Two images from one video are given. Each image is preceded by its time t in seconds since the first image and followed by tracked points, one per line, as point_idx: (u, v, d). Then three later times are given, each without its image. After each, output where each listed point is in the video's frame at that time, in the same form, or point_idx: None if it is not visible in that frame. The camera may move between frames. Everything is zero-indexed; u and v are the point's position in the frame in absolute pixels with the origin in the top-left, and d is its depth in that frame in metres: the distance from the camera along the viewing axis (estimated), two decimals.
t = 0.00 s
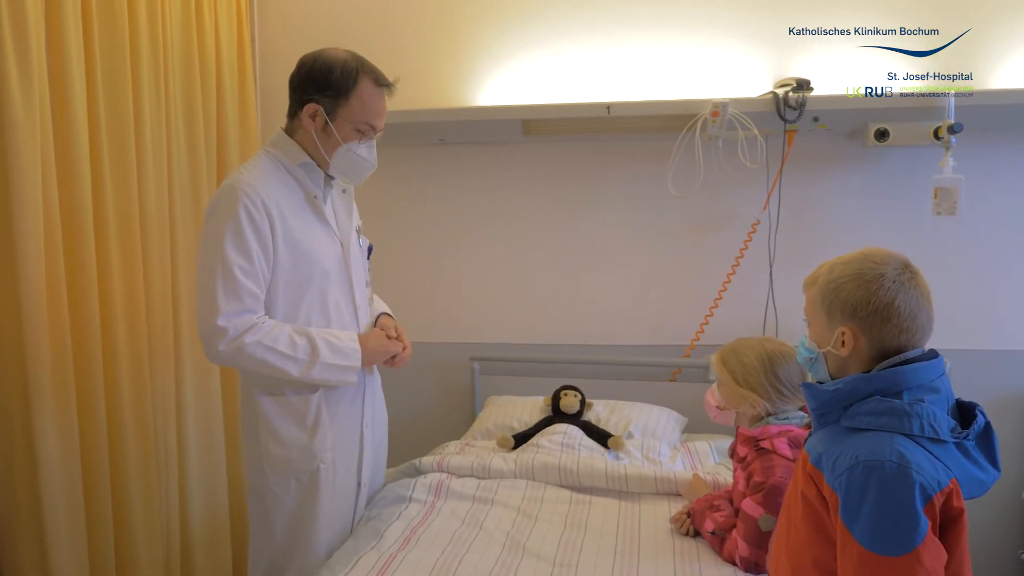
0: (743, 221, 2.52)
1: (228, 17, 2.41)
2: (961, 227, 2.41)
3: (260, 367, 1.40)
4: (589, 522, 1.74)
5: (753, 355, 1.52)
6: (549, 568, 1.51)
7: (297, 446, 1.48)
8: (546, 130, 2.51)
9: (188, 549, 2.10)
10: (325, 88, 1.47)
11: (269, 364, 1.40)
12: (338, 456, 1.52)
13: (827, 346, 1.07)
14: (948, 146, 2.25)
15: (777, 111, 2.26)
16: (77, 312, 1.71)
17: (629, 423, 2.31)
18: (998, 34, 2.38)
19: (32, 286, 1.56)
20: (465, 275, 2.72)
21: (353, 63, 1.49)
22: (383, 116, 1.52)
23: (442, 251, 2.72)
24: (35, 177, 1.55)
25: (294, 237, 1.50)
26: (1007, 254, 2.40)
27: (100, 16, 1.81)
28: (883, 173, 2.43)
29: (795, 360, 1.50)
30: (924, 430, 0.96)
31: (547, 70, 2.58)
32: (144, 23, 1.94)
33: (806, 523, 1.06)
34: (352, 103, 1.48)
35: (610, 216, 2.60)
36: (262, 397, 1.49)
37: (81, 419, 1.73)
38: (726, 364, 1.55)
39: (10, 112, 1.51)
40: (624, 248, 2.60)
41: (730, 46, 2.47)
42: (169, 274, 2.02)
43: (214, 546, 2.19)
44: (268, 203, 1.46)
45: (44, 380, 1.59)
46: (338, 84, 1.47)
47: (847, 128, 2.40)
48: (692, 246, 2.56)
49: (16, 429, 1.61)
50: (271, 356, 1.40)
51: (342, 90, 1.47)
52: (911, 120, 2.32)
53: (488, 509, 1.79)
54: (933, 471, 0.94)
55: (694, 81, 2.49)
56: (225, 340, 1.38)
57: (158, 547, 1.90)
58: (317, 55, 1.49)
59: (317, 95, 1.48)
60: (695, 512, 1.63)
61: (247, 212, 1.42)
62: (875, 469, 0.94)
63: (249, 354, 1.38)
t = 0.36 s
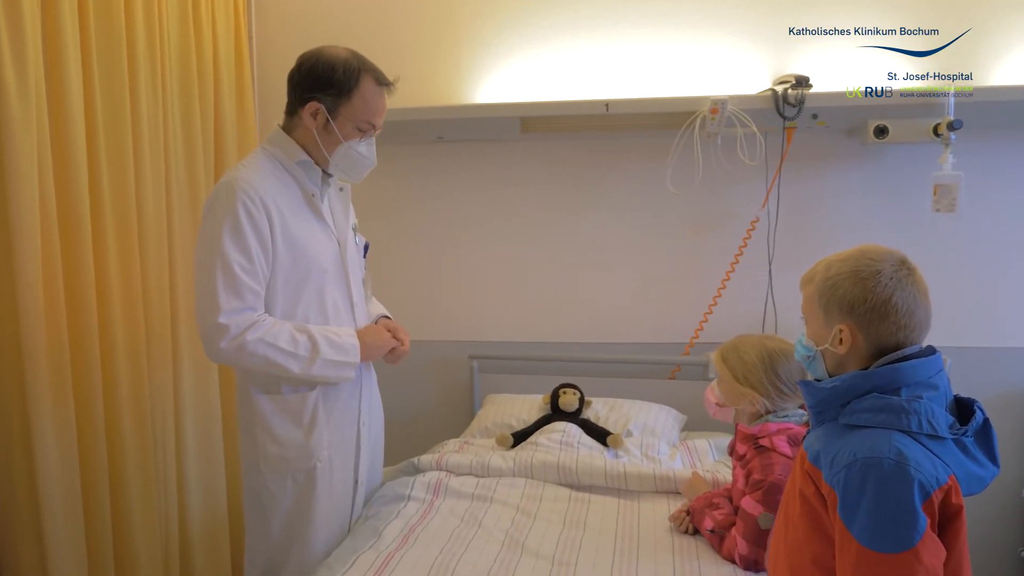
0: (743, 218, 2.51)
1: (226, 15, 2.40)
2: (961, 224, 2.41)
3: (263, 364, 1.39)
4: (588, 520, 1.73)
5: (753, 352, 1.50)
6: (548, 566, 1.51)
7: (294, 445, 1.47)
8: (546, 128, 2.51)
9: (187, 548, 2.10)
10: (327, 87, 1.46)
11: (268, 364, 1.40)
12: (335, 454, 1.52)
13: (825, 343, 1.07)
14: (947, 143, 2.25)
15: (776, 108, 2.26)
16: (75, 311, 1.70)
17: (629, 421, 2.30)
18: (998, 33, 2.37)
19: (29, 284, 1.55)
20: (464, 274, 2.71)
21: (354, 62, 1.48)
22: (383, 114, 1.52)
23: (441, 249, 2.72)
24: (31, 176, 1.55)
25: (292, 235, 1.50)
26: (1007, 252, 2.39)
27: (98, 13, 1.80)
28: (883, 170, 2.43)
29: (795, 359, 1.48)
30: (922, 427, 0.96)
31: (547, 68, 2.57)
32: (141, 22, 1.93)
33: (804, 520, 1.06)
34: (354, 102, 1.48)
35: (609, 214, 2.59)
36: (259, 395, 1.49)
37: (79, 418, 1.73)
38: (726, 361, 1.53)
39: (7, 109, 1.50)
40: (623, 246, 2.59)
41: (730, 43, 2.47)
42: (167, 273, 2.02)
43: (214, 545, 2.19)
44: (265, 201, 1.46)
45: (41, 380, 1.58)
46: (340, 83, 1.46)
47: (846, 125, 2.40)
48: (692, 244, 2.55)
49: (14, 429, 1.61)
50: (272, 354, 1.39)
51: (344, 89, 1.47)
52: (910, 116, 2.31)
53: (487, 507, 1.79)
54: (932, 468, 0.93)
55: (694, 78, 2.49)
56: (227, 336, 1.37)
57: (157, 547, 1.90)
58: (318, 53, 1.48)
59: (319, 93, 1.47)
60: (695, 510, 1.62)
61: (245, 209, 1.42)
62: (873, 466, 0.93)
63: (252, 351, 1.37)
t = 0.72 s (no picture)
0: (743, 216, 2.51)
1: (226, 11, 2.40)
2: (963, 221, 2.40)
3: (265, 360, 1.39)
4: (588, 517, 1.73)
5: (759, 348, 1.50)
6: (547, 564, 1.50)
7: (293, 442, 1.47)
8: (546, 125, 2.50)
9: (188, 546, 2.10)
10: (322, 80, 1.46)
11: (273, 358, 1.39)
12: (336, 451, 1.52)
13: (825, 340, 1.06)
14: (948, 140, 2.25)
15: (777, 105, 2.26)
16: (75, 308, 1.70)
17: (629, 419, 2.30)
18: (999, 30, 2.36)
19: (28, 280, 1.55)
20: (464, 272, 2.71)
21: (350, 57, 1.48)
22: (381, 110, 1.52)
23: (441, 247, 2.71)
24: (30, 173, 1.55)
25: (293, 231, 1.49)
26: (1008, 248, 2.39)
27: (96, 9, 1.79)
28: (884, 167, 2.42)
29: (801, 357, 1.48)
30: (923, 424, 0.95)
31: (547, 65, 2.56)
32: (140, 19, 1.93)
33: (805, 517, 1.06)
34: (349, 95, 1.47)
35: (610, 211, 2.59)
36: (259, 391, 1.48)
37: (79, 414, 1.73)
38: (731, 356, 1.52)
39: (5, 105, 1.50)
40: (623, 244, 2.59)
41: (730, 40, 2.46)
42: (166, 270, 2.02)
43: (214, 543, 2.19)
44: (265, 197, 1.45)
45: (41, 377, 1.58)
46: (335, 76, 1.46)
47: (847, 122, 2.39)
48: (692, 241, 2.55)
49: (14, 426, 1.61)
50: (276, 349, 1.38)
51: (339, 82, 1.46)
52: (911, 113, 2.30)
53: (487, 504, 1.78)
54: (933, 465, 0.93)
55: (694, 75, 2.48)
56: (230, 332, 1.36)
57: (157, 544, 1.90)
58: (315, 48, 1.49)
59: (313, 87, 1.47)
60: (695, 508, 1.62)
61: (245, 205, 1.41)
62: (874, 464, 0.93)
63: (254, 347, 1.37)
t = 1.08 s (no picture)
0: (742, 214, 2.51)
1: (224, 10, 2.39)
2: (961, 220, 2.40)
3: (257, 359, 1.38)
4: (586, 515, 1.73)
5: (757, 347, 1.50)
6: (545, 562, 1.51)
7: (290, 440, 1.47)
8: (545, 123, 2.50)
9: (186, 545, 2.10)
10: (313, 77, 1.46)
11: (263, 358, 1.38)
12: (332, 450, 1.52)
13: (823, 339, 1.06)
14: (947, 138, 2.23)
15: (775, 102, 2.26)
16: (73, 307, 1.70)
17: (627, 417, 2.30)
18: (999, 29, 2.36)
19: (26, 279, 1.55)
20: (462, 270, 2.71)
21: (343, 53, 1.48)
22: (374, 107, 1.51)
23: (440, 245, 2.71)
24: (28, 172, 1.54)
25: (290, 230, 1.49)
26: (1007, 247, 2.39)
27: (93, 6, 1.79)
28: (882, 166, 2.42)
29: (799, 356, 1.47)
30: (921, 422, 0.95)
31: (547, 64, 2.56)
32: (138, 17, 1.92)
33: (802, 515, 1.06)
34: (341, 92, 1.47)
35: (608, 210, 2.58)
36: (256, 390, 1.48)
37: (77, 414, 1.72)
38: (729, 355, 1.52)
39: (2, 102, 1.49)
40: (622, 242, 2.59)
41: (730, 39, 2.46)
42: (164, 268, 2.01)
43: (212, 541, 2.18)
44: (260, 196, 1.45)
45: (39, 376, 1.58)
46: (327, 72, 1.46)
47: (845, 120, 2.39)
48: (691, 239, 2.55)
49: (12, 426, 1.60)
50: (269, 348, 1.38)
51: (331, 79, 1.46)
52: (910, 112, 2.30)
53: (485, 502, 1.78)
54: (930, 463, 0.93)
55: (693, 74, 2.48)
56: (221, 331, 1.36)
57: (155, 543, 1.89)
58: (308, 45, 1.49)
59: (306, 83, 1.47)
60: (692, 506, 1.62)
61: (241, 204, 1.41)
62: (871, 462, 0.93)
63: (246, 346, 1.36)
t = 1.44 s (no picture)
0: (740, 212, 2.50)
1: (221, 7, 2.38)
2: (960, 219, 2.40)
3: (211, 342, 1.28)
4: (583, 514, 1.73)
5: (754, 345, 1.50)
6: (543, 561, 1.50)
7: (285, 438, 1.46)
8: (544, 122, 2.49)
9: (183, 544, 2.09)
10: (310, 74, 1.46)
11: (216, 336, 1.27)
12: (327, 450, 1.51)
13: (821, 337, 1.06)
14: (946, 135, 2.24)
15: (773, 100, 2.25)
16: (70, 305, 1.69)
17: (625, 416, 2.30)
18: (999, 29, 2.36)
19: (22, 277, 1.54)
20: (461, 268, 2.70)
21: (341, 52, 1.47)
22: (370, 106, 1.50)
23: (438, 244, 2.70)
24: (24, 170, 1.53)
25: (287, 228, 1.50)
26: (1006, 245, 2.38)
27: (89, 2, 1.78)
28: (881, 164, 2.42)
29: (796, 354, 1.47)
30: (920, 420, 0.95)
31: (546, 62, 2.55)
32: (134, 16, 1.91)
33: (800, 514, 1.05)
34: (337, 90, 1.46)
35: (607, 208, 2.58)
36: (251, 389, 1.45)
37: (74, 413, 1.71)
38: (727, 354, 1.52)
39: None
40: (620, 241, 2.58)
41: (729, 38, 2.45)
42: (161, 266, 2.00)
43: (210, 540, 2.18)
44: (255, 193, 1.44)
45: (36, 375, 1.57)
46: (323, 70, 1.45)
47: (843, 118, 2.39)
48: (689, 237, 2.54)
49: (9, 425, 1.60)
50: (217, 324, 1.26)
51: (327, 77, 1.45)
52: (910, 110, 2.29)
53: (483, 501, 1.78)
54: (929, 462, 0.92)
55: (692, 73, 2.47)
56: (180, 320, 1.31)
57: (152, 542, 1.89)
58: (307, 43, 1.48)
59: (302, 81, 1.47)
60: (691, 504, 1.62)
61: (239, 202, 1.40)
62: (870, 461, 0.92)
63: (198, 331, 1.27)
